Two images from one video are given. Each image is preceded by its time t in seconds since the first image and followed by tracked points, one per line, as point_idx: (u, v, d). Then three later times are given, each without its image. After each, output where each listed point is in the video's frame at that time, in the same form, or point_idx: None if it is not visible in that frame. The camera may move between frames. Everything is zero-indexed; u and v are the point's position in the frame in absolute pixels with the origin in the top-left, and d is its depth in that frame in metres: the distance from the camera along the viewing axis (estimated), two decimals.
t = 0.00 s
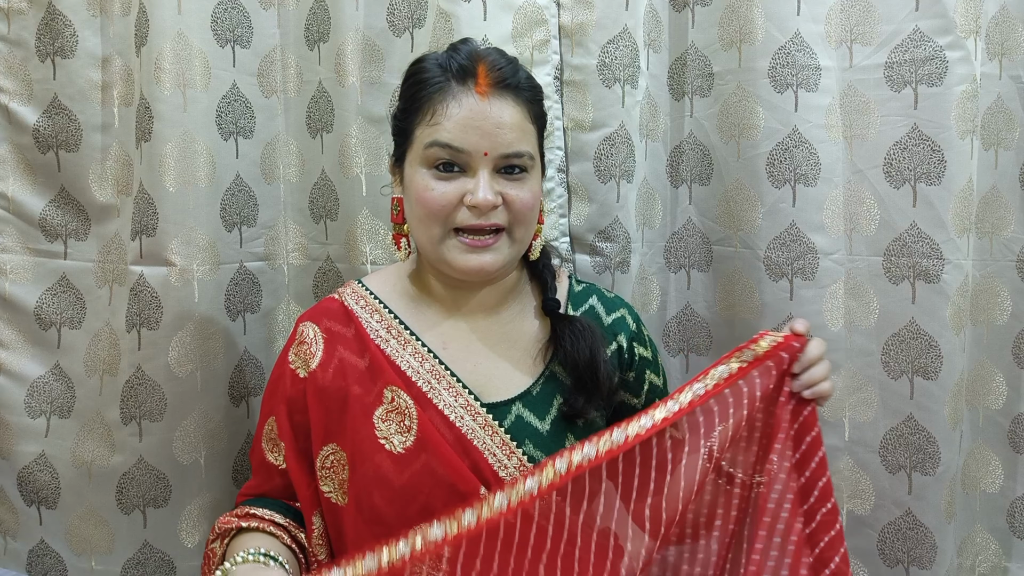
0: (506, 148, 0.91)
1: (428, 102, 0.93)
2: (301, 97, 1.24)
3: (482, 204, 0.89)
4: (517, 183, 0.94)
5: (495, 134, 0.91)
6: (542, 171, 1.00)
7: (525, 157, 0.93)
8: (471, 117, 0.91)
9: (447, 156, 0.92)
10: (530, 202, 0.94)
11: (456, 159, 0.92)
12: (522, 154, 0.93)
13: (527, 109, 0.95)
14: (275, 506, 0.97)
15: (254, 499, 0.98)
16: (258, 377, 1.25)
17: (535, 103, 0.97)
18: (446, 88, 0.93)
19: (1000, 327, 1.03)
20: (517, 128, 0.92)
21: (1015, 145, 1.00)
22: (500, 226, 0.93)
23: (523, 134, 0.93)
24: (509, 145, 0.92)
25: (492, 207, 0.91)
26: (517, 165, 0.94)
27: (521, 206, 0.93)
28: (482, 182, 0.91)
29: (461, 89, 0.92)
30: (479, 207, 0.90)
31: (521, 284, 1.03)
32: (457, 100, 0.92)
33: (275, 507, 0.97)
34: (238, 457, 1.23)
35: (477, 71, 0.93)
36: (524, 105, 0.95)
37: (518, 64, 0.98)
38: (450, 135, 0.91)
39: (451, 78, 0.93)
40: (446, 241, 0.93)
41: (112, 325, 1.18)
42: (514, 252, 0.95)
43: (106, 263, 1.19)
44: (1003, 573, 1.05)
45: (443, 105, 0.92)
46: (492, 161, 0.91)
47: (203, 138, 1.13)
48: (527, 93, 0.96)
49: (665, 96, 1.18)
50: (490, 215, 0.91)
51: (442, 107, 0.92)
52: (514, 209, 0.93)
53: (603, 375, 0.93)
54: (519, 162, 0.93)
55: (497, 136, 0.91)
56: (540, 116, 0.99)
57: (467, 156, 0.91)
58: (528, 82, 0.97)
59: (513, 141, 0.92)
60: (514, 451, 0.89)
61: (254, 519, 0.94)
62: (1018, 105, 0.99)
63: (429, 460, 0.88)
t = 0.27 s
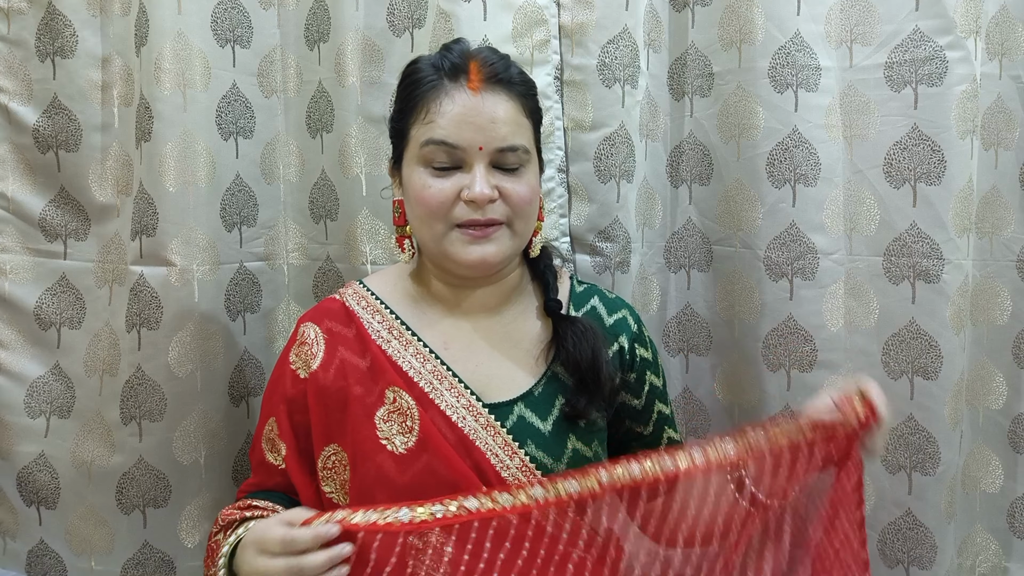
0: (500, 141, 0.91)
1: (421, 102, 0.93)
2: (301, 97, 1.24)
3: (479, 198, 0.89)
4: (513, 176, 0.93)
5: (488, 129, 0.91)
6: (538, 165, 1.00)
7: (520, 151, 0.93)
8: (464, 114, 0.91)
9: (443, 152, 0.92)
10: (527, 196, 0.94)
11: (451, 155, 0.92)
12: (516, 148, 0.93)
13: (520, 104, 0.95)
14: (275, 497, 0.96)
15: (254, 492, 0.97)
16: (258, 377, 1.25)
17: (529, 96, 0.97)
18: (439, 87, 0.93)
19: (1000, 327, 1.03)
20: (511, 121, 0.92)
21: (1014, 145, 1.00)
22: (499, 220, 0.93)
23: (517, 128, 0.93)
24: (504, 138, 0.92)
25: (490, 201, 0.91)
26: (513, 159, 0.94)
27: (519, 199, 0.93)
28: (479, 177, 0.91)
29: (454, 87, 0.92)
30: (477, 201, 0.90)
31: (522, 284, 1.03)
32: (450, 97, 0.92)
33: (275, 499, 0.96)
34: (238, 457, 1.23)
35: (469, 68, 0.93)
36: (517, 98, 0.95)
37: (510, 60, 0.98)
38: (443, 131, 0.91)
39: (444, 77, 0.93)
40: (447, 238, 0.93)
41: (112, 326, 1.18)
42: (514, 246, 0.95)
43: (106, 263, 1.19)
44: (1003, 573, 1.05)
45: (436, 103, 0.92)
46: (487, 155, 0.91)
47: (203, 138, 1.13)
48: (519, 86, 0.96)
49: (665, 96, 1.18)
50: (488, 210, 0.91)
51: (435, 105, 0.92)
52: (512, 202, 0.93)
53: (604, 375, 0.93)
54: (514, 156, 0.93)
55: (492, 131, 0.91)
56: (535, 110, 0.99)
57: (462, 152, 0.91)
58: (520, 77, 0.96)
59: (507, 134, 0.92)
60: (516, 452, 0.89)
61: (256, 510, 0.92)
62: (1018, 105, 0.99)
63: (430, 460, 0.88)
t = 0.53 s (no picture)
0: (501, 138, 0.92)
1: (422, 102, 0.94)
2: (301, 97, 1.24)
3: (481, 194, 0.89)
4: (514, 173, 0.94)
5: (489, 126, 0.91)
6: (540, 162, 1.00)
7: (521, 147, 0.94)
8: (464, 112, 0.91)
9: (444, 150, 0.92)
10: (529, 191, 0.94)
11: (452, 153, 0.92)
12: (517, 144, 0.93)
13: (521, 101, 0.95)
14: (291, 497, 0.97)
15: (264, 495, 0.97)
16: (258, 377, 1.25)
17: (529, 94, 0.97)
18: (440, 86, 0.93)
19: (999, 327, 1.03)
20: (512, 119, 0.93)
21: (1014, 145, 1.00)
22: (502, 216, 0.93)
23: (518, 124, 0.93)
24: (504, 135, 0.92)
25: (492, 197, 0.91)
26: (514, 155, 0.94)
27: (521, 195, 0.93)
28: (480, 173, 0.91)
29: (454, 86, 0.93)
30: (479, 197, 0.90)
31: (525, 283, 1.03)
32: (451, 97, 0.92)
33: (292, 498, 0.96)
34: (238, 457, 1.23)
35: (470, 68, 0.93)
36: (517, 96, 0.95)
37: (510, 59, 0.98)
38: (445, 129, 0.91)
39: (444, 76, 0.93)
40: (450, 235, 0.92)
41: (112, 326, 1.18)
42: (518, 242, 0.95)
43: (106, 263, 1.19)
44: (1003, 573, 1.05)
45: (437, 103, 0.92)
46: (488, 152, 0.92)
47: (203, 138, 1.13)
48: (519, 84, 0.96)
49: (665, 96, 1.18)
50: (490, 206, 0.91)
51: (436, 104, 0.92)
52: (514, 198, 0.93)
53: (605, 376, 0.93)
54: (515, 153, 0.94)
55: (492, 128, 0.91)
56: (535, 107, 0.99)
57: (463, 149, 0.91)
58: (520, 75, 0.96)
59: (508, 131, 0.92)
60: (518, 452, 0.89)
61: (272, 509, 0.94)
62: (1017, 105, 0.99)
63: (432, 459, 0.88)
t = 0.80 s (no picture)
0: (507, 137, 0.92)
1: (430, 100, 0.94)
2: (301, 97, 1.24)
3: (487, 192, 0.89)
4: (519, 173, 0.94)
5: (496, 125, 0.91)
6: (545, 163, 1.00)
7: (527, 146, 0.94)
8: (471, 111, 0.91)
9: (451, 149, 0.92)
10: (535, 191, 0.94)
11: (459, 152, 0.92)
12: (523, 143, 0.93)
13: (527, 101, 0.95)
14: (307, 496, 0.96)
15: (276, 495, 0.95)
16: (259, 377, 1.25)
17: (535, 94, 0.97)
18: (447, 85, 0.93)
19: (999, 327, 1.03)
20: (518, 118, 0.93)
21: (1014, 145, 1.00)
22: (507, 215, 0.92)
23: (524, 124, 0.94)
24: (511, 134, 0.92)
25: (498, 196, 0.91)
26: (520, 155, 0.94)
27: (526, 195, 0.93)
28: (486, 172, 0.91)
29: (461, 84, 0.93)
30: (485, 196, 0.90)
31: (527, 284, 1.03)
32: (458, 95, 0.92)
33: (307, 498, 0.95)
34: (238, 457, 1.23)
35: (477, 66, 0.94)
36: (524, 96, 0.95)
37: (516, 59, 0.98)
38: (451, 128, 0.91)
39: (452, 74, 0.94)
40: (455, 234, 0.92)
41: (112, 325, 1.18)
42: (523, 241, 0.94)
43: (106, 263, 1.19)
44: (1003, 573, 1.05)
45: (445, 101, 0.93)
46: (494, 151, 0.92)
47: (203, 139, 1.13)
48: (525, 85, 0.96)
49: (665, 96, 1.18)
50: (496, 205, 0.91)
51: (443, 103, 0.92)
52: (519, 198, 0.93)
53: (607, 377, 0.92)
54: (521, 152, 0.94)
55: (499, 127, 0.91)
56: (541, 108, 0.99)
57: (469, 148, 0.91)
58: (526, 76, 0.97)
59: (515, 130, 0.92)
60: (521, 452, 0.89)
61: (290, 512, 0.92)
62: (1017, 105, 0.99)
63: (437, 458, 0.88)
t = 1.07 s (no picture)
0: (500, 138, 0.92)
1: (422, 102, 0.94)
2: (301, 97, 1.24)
3: (480, 194, 0.89)
4: (513, 174, 0.93)
5: (489, 126, 0.91)
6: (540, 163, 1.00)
7: (521, 147, 0.94)
8: (464, 112, 0.91)
9: (444, 151, 0.92)
10: (528, 193, 0.94)
11: (452, 153, 0.92)
12: (516, 145, 0.93)
13: (520, 102, 0.95)
14: (311, 497, 0.96)
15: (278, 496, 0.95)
16: (259, 377, 1.25)
17: (529, 95, 0.97)
18: (439, 87, 0.93)
19: (999, 327, 1.03)
20: (512, 119, 0.93)
21: (1014, 145, 1.00)
22: (501, 217, 0.92)
23: (517, 124, 0.93)
24: (504, 135, 0.92)
25: (491, 198, 0.91)
26: (513, 156, 0.94)
27: (520, 196, 0.93)
28: (479, 174, 0.91)
29: (453, 86, 0.93)
30: (478, 198, 0.90)
31: (524, 284, 1.03)
32: (450, 97, 0.92)
33: (311, 498, 0.95)
34: (239, 456, 1.23)
35: (469, 68, 0.94)
36: (517, 97, 0.95)
37: (510, 59, 0.98)
38: (445, 130, 0.91)
39: (444, 76, 0.94)
40: (449, 235, 0.92)
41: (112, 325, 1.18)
42: (517, 243, 0.95)
43: (106, 263, 1.19)
44: (1003, 572, 1.05)
45: (437, 103, 0.92)
46: (487, 153, 0.92)
47: (203, 139, 1.13)
48: (519, 86, 0.96)
49: (665, 96, 1.18)
50: (489, 207, 0.91)
51: (436, 104, 0.92)
52: (513, 199, 0.93)
53: (601, 379, 0.93)
54: (514, 153, 0.93)
55: (492, 128, 0.91)
56: (535, 108, 0.99)
57: (462, 149, 0.91)
58: (520, 76, 0.96)
59: (508, 132, 0.92)
60: (515, 454, 0.89)
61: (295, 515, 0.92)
62: (1018, 105, 0.99)
63: (431, 459, 0.89)
